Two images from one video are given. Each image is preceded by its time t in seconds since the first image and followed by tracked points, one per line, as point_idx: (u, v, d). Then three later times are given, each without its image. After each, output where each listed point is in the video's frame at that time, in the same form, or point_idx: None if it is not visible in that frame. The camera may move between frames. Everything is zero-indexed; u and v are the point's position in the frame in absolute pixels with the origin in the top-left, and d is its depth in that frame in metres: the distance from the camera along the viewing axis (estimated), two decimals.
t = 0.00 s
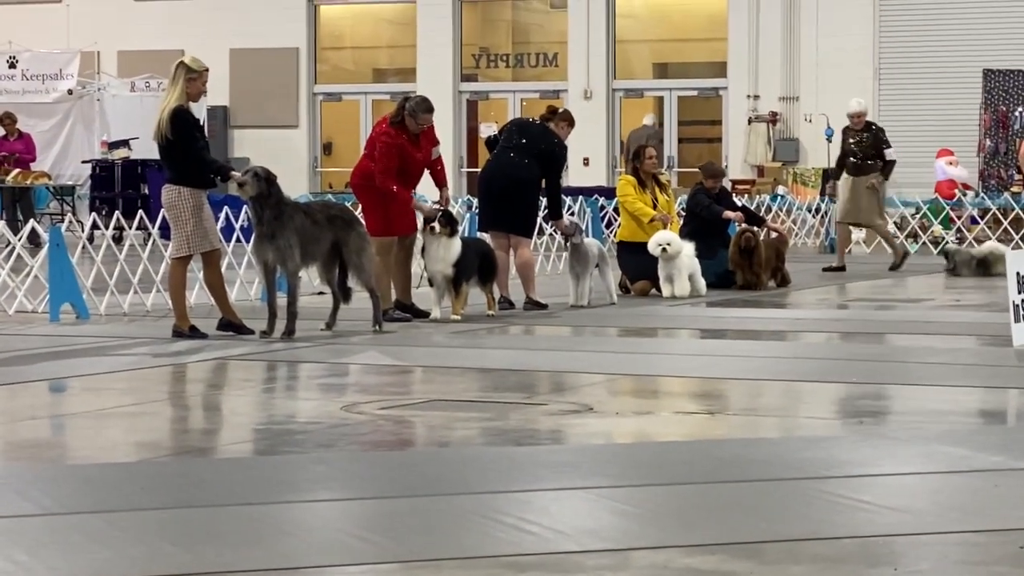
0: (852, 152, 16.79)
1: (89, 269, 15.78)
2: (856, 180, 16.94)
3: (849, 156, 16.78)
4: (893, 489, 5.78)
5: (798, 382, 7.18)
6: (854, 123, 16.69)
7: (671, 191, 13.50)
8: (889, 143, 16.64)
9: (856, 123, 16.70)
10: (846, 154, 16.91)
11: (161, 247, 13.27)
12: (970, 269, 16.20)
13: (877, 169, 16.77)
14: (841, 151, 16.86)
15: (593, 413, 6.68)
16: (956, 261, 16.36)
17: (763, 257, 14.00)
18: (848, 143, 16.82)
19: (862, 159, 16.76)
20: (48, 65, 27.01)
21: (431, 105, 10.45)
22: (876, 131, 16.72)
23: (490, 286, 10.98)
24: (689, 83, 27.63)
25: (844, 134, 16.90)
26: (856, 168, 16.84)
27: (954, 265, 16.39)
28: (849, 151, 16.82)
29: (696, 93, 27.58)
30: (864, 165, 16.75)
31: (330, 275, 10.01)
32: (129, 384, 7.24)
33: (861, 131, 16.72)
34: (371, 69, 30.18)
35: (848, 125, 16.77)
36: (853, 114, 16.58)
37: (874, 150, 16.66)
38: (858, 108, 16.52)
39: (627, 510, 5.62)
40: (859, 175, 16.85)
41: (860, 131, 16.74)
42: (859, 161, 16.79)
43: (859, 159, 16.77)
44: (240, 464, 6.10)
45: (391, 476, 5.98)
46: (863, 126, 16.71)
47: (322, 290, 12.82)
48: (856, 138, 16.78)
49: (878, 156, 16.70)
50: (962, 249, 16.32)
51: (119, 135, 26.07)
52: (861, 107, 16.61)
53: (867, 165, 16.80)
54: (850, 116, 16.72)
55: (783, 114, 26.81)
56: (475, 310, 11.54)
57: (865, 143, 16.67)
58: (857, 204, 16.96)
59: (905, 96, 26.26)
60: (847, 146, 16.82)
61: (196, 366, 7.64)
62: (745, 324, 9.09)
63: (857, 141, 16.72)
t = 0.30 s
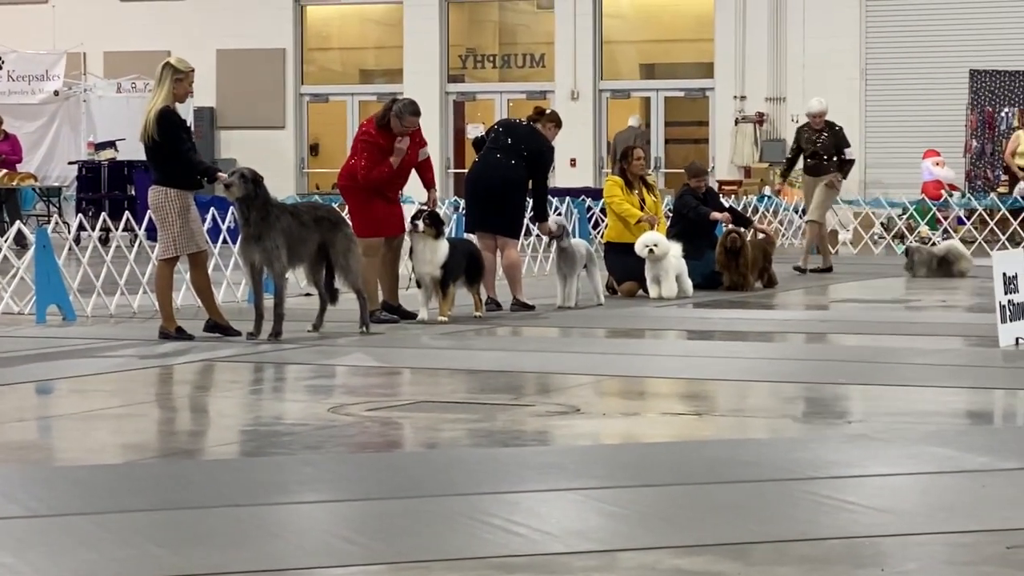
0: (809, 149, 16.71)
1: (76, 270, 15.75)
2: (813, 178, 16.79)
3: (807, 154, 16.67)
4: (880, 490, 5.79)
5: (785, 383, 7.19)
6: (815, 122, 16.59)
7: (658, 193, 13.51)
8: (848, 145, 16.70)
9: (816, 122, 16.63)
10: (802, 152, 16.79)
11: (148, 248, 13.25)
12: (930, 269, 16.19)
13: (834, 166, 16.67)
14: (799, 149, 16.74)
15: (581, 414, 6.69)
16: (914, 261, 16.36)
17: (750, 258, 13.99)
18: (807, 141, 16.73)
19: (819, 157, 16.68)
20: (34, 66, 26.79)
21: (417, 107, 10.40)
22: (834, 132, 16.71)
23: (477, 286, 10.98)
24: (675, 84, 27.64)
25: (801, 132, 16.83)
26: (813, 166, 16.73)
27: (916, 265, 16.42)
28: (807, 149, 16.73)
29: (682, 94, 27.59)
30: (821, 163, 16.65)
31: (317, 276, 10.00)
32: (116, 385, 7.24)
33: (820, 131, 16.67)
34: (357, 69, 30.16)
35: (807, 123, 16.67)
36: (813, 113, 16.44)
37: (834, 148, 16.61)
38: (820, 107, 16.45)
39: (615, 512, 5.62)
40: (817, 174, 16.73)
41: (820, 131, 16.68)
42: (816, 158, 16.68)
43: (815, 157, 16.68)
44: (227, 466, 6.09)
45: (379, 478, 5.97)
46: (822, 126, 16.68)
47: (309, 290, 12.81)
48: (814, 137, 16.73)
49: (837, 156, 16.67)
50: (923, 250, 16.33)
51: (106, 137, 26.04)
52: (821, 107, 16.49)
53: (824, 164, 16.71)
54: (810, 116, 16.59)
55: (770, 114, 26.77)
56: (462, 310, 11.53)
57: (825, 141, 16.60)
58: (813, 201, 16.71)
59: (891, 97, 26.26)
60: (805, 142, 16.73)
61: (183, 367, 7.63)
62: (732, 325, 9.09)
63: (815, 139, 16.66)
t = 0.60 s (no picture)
0: (772, 146, 16.37)
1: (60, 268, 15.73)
2: (774, 175, 16.47)
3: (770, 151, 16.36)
4: (863, 487, 5.79)
5: (768, 380, 7.19)
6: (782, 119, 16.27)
7: (641, 191, 13.51)
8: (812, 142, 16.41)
9: (782, 119, 16.33)
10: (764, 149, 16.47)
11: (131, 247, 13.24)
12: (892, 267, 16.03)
13: (797, 164, 16.38)
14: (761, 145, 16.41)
15: (564, 412, 6.68)
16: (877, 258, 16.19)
17: (733, 255, 14.01)
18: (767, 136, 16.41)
19: (782, 154, 16.37)
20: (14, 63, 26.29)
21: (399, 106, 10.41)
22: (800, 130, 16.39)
23: (461, 284, 10.97)
24: (658, 81, 27.69)
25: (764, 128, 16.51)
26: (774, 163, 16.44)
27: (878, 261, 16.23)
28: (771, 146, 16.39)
29: (665, 91, 27.67)
30: (783, 160, 16.35)
31: (301, 274, 10.01)
32: (99, 384, 7.22)
33: (786, 128, 16.34)
34: (341, 67, 30.15)
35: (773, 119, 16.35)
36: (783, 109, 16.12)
37: (798, 147, 16.31)
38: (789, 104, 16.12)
39: (598, 509, 5.62)
40: (777, 171, 16.45)
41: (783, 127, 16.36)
42: (779, 156, 16.36)
43: (778, 154, 16.37)
44: (210, 464, 6.08)
45: (362, 476, 5.97)
46: (789, 123, 16.38)
47: (293, 288, 12.80)
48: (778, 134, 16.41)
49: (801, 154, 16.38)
50: (885, 247, 16.16)
51: (88, 134, 25.96)
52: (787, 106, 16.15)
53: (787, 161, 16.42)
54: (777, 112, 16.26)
55: (753, 111, 26.63)
56: (445, 309, 11.54)
57: (790, 139, 16.28)
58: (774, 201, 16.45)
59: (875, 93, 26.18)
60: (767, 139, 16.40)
61: (166, 366, 7.62)
62: (715, 323, 9.09)
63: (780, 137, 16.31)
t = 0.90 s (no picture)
0: (730, 144, 16.24)
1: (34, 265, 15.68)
2: (732, 171, 16.32)
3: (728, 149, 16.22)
4: (839, 481, 5.80)
5: (743, 375, 7.20)
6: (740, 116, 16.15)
7: (616, 186, 13.51)
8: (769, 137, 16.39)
9: (741, 116, 16.19)
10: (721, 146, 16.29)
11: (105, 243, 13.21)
12: (856, 262, 15.75)
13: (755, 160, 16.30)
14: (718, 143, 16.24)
15: (539, 407, 6.69)
16: (842, 253, 15.88)
17: (708, 250, 14.04)
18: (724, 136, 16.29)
19: (741, 150, 16.25)
20: None
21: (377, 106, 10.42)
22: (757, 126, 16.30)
23: (436, 279, 10.98)
24: (633, 77, 27.67)
25: (720, 124, 16.34)
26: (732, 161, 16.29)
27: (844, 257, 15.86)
28: (729, 143, 16.24)
29: (640, 86, 27.61)
30: (743, 157, 16.22)
31: (277, 269, 10.01)
32: (74, 380, 7.21)
33: (744, 124, 16.23)
34: (316, 62, 30.09)
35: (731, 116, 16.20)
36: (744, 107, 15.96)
37: (756, 143, 16.22)
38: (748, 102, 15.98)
39: (574, 504, 5.63)
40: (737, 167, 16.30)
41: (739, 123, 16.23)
42: (738, 152, 16.25)
43: (736, 150, 16.25)
44: (185, 459, 6.08)
45: (338, 472, 5.96)
46: (747, 120, 16.22)
47: (269, 284, 12.80)
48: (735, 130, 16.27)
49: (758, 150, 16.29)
50: (848, 241, 15.84)
51: (64, 130, 25.56)
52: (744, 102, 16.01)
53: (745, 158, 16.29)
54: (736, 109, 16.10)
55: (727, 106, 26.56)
56: (422, 304, 11.55)
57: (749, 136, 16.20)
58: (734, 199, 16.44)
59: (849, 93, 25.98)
60: (725, 135, 16.25)
61: (141, 362, 7.61)
62: (691, 317, 9.09)
63: (738, 133, 16.20)
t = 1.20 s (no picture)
0: (690, 134, 16.21)
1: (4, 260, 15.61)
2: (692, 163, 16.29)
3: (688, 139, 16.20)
4: (809, 475, 5.80)
5: (715, 368, 7.20)
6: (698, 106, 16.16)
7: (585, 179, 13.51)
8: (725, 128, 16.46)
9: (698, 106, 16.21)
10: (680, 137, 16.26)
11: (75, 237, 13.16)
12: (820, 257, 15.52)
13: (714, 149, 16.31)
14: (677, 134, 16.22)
15: (510, 401, 6.67)
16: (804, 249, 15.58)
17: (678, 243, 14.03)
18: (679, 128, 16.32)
19: (700, 141, 16.22)
20: None
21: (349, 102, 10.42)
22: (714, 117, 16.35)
23: (407, 273, 10.96)
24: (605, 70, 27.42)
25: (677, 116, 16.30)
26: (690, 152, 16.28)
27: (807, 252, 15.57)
28: (688, 134, 16.22)
29: (611, 80, 27.46)
30: (703, 147, 16.21)
31: (246, 264, 9.97)
32: (43, 375, 7.18)
33: (702, 115, 16.26)
34: (286, 57, 29.80)
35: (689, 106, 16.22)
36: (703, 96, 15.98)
37: (715, 133, 16.26)
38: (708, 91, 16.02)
39: (545, 498, 5.62)
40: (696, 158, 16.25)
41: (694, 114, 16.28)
42: (697, 143, 16.22)
43: (696, 141, 16.22)
44: (155, 455, 6.06)
45: (308, 467, 5.95)
46: (704, 110, 16.26)
47: (239, 279, 12.77)
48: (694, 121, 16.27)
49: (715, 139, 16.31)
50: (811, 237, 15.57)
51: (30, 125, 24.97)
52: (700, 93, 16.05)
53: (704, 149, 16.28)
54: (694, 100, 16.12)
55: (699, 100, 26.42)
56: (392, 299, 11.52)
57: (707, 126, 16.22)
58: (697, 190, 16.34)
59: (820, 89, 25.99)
60: (683, 126, 16.25)
61: (110, 357, 7.58)
62: (662, 311, 9.09)
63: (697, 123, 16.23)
